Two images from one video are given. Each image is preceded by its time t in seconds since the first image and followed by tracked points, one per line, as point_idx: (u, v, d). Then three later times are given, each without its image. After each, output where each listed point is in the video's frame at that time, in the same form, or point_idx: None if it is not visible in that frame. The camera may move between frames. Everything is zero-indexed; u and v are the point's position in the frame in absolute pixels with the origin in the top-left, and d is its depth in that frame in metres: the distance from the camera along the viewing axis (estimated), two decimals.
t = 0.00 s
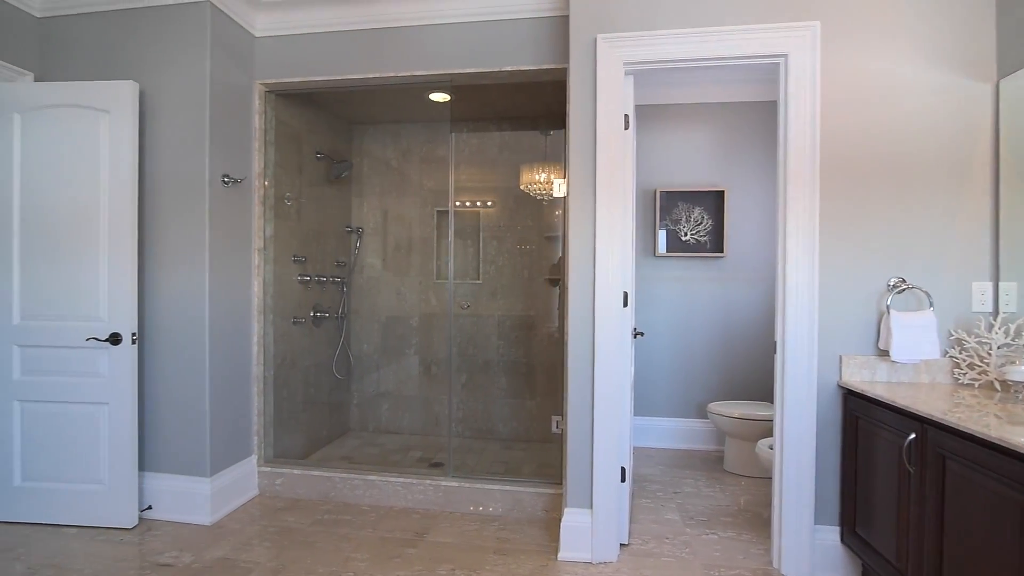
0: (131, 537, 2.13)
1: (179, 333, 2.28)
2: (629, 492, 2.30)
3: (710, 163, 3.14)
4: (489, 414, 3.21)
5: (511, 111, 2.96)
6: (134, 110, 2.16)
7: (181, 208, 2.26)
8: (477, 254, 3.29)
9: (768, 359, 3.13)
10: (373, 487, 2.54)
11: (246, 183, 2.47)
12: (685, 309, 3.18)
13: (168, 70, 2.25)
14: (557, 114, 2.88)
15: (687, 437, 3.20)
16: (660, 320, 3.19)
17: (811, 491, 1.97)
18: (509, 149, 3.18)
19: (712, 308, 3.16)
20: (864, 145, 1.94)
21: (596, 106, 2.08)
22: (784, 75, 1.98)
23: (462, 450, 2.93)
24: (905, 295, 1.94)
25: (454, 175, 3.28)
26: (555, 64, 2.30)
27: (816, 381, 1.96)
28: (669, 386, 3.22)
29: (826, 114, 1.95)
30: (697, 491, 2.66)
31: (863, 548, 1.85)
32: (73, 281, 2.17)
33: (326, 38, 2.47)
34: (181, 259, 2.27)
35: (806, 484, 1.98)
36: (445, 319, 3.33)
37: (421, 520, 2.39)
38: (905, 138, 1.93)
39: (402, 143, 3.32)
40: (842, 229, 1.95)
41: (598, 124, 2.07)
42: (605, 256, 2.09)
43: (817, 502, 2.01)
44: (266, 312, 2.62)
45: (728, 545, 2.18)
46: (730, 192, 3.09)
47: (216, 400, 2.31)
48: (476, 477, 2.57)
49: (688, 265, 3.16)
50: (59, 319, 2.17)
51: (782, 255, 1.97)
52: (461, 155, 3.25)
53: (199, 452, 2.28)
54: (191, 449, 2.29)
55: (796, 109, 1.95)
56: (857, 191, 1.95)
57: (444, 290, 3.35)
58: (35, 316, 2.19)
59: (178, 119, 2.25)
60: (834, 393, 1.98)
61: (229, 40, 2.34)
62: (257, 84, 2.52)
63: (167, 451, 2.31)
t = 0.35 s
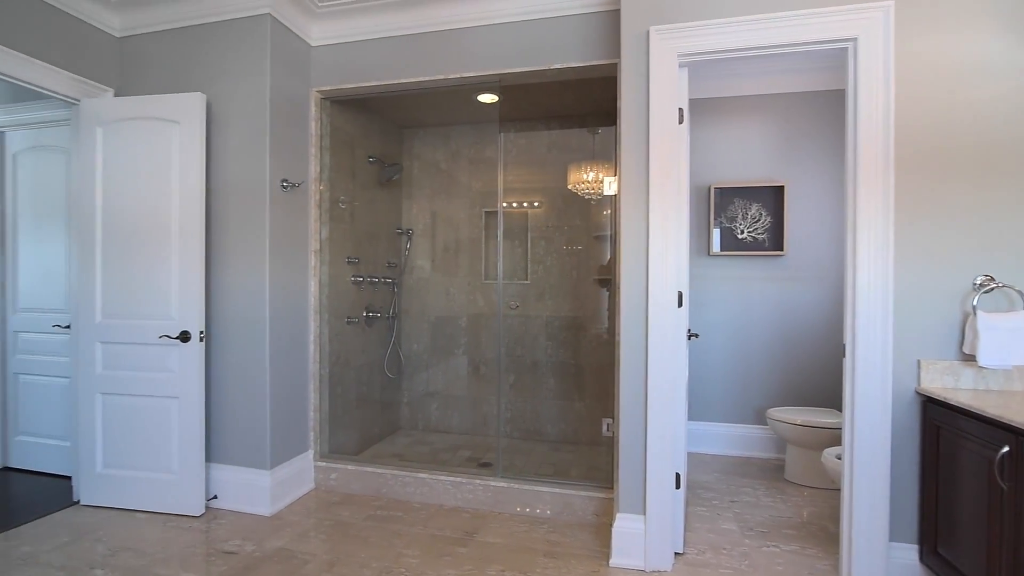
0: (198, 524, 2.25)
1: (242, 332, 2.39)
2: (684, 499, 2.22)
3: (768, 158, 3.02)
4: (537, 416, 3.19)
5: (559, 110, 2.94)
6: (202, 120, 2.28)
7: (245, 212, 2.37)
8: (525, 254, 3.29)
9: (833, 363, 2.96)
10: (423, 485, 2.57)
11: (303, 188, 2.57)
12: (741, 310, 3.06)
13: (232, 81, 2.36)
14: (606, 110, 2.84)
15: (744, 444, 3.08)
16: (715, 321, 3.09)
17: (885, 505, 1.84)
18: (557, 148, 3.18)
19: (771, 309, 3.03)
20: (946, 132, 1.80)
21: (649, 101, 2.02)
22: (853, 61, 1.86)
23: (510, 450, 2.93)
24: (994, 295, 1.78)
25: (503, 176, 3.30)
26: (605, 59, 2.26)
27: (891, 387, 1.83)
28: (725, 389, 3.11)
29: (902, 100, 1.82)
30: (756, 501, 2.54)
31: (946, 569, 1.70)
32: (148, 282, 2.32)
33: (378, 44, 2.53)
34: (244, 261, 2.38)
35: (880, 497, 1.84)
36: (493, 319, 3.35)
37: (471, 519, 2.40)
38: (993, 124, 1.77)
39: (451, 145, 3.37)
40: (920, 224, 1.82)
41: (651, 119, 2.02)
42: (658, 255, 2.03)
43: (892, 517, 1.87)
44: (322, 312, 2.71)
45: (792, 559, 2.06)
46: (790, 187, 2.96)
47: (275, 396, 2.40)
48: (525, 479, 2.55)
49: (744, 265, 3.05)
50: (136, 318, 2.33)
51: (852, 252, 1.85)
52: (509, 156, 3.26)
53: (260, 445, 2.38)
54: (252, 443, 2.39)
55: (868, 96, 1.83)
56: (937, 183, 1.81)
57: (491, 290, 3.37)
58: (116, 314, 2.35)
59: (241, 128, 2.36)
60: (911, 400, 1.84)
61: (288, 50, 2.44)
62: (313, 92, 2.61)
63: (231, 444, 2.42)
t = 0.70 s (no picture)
0: (262, 515, 2.35)
1: (303, 330, 2.48)
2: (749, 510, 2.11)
3: (839, 149, 2.86)
4: (590, 418, 3.14)
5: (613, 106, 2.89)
6: (267, 128, 2.39)
7: (306, 216, 2.46)
8: (578, 254, 3.24)
9: (913, 366, 2.77)
10: (476, 485, 2.57)
11: (360, 190, 2.63)
12: (809, 310, 2.91)
13: (293, 89, 2.45)
14: (662, 103, 2.76)
15: (812, 454, 2.91)
16: (779, 321, 2.96)
17: (982, 526, 1.67)
18: (611, 145, 3.13)
19: (842, 309, 2.86)
20: None
21: (711, 92, 1.94)
22: (940, 39, 1.71)
23: (563, 453, 2.89)
24: None
25: (555, 176, 3.28)
26: (662, 50, 2.18)
27: (987, 396, 1.66)
28: (790, 394, 2.97)
29: (999, 79, 1.65)
30: (827, 515, 2.38)
31: None
32: (218, 283, 2.45)
33: (432, 47, 2.56)
34: (305, 262, 2.47)
35: (975, 517, 1.67)
36: (545, 320, 3.33)
37: (524, 522, 2.37)
38: None
39: (502, 145, 3.38)
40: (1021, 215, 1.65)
41: (713, 110, 1.93)
42: (720, 252, 1.94)
43: (989, 539, 1.70)
44: (378, 312, 2.77)
45: None
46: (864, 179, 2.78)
47: (334, 393, 2.47)
48: (579, 482, 2.51)
49: (812, 262, 2.90)
50: (207, 316, 2.46)
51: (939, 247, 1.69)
52: (562, 154, 3.23)
53: (319, 440, 2.45)
54: (312, 438, 2.47)
55: (958, 76, 1.67)
56: None
57: (543, 291, 3.35)
58: (189, 313, 2.49)
59: (303, 134, 2.45)
60: (1012, 411, 1.66)
61: (346, 57, 2.51)
62: (369, 96, 2.68)
63: (292, 438, 2.52)
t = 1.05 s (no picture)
0: (321, 509, 2.39)
1: (360, 328, 2.52)
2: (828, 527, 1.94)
3: (925, 134, 2.63)
4: (648, 422, 3.03)
5: (673, 96, 2.78)
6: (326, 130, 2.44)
7: (363, 215, 2.50)
8: (634, 252, 3.14)
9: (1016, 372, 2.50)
10: (531, 488, 2.52)
11: (415, 189, 2.66)
12: (890, 309, 2.69)
13: (352, 91, 2.50)
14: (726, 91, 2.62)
15: (895, 467, 2.68)
16: (857, 321, 2.75)
17: None
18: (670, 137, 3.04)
19: (929, 308, 2.63)
20: None
21: (786, 73, 1.80)
22: None
23: (620, 457, 2.80)
24: None
25: (611, 172, 3.21)
26: (728, 33, 2.05)
27: None
28: (869, 400, 2.75)
29: None
30: (916, 535, 2.15)
31: None
32: (282, 282, 2.53)
33: (487, 43, 2.54)
34: (362, 261, 2.51)
35: None
36: (600, 320, 3.25)
37: (581, 527, 2.29)
38: None
39: (556, 142, 3.33)
40: None
41: (788, 92, 1.80)
42: (796, 247, 1.80)
43: None
44: (433, 310, 2.78)
45: None
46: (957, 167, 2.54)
47: (390, 390, 2.50)
48: (638, 488, 2.41)
49: (894, 258, 2.69)
50: (271, 314, 2.55)
51: None
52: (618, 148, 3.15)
53: (375, 437, 2.48)
54: (368, 435, 2.50)
55: None
56: None
57: (599, 290, 3.28)
58: (255, 311, 2.59)
59: (361, 135, 2.49)
60: None
61: (401, 58, 2.54)
62: (424, 97, 2.70)
63: (350, 434, 2.56)
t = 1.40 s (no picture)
0: (378, 508, 2.41)
1: (416, 329, 2.53)
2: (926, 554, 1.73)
3: None
4: (713, 430, 2.89)
5: (738, 84, 2.62)
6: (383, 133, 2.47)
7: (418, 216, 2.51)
8: (697, 252, 3.01)
9: None
10: (588, 496, 2.42)
11: (470, 190, 2.64)
12: (993, 311, 2.42)
13: (408, 93, 2.52)
14: (800, 77, 2.44)
15: (1000, 490, 2.39)
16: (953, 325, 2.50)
17: None
18: (735, 130, 2.88)
19: None
20: None
21: (874, 51, 1.63)
22: None
23: (682, 467, 2.67)
24: None
25: (673, 170, 3.10)
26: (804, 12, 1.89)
27: None
28: (968, 413, 2.48)
29: None
30: None
31: None
32: (341, 283, 2.58)
33: (541, 38, 2.49)
34: (417, 261, 2.52)
35: None
36: (660, 322, 3.12)
37: (641, 540, 2.18)
38: None
39: (613, 139, 3.24)
40: None
41: (877, 72, 1.63)
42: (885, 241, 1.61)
43: None
44: (487, 312, 2.76)
45: None
46: None
47: (445, 391, 2.49)
48: (702, 501, 2.26)
49: (997, 255, 2.41)
50: (332, 314, 2.60)
51: None
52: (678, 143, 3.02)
53: (430, 437, 2.48)
54: (423, 435, 2.50)
55: None
56: None
57: (658, 291, 3.14)
58: (316, 311, 2.66)
59: (416, 136, 2.51)
60: None
61: (456, 58, 2.53)
62: (479, 96, 2.68)
63: (405, 435, 2.57)
